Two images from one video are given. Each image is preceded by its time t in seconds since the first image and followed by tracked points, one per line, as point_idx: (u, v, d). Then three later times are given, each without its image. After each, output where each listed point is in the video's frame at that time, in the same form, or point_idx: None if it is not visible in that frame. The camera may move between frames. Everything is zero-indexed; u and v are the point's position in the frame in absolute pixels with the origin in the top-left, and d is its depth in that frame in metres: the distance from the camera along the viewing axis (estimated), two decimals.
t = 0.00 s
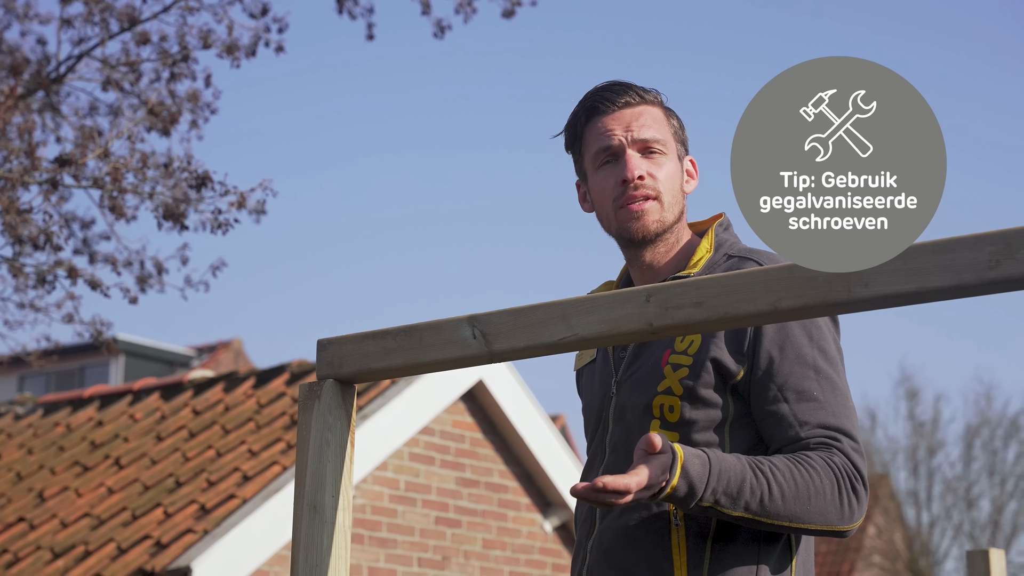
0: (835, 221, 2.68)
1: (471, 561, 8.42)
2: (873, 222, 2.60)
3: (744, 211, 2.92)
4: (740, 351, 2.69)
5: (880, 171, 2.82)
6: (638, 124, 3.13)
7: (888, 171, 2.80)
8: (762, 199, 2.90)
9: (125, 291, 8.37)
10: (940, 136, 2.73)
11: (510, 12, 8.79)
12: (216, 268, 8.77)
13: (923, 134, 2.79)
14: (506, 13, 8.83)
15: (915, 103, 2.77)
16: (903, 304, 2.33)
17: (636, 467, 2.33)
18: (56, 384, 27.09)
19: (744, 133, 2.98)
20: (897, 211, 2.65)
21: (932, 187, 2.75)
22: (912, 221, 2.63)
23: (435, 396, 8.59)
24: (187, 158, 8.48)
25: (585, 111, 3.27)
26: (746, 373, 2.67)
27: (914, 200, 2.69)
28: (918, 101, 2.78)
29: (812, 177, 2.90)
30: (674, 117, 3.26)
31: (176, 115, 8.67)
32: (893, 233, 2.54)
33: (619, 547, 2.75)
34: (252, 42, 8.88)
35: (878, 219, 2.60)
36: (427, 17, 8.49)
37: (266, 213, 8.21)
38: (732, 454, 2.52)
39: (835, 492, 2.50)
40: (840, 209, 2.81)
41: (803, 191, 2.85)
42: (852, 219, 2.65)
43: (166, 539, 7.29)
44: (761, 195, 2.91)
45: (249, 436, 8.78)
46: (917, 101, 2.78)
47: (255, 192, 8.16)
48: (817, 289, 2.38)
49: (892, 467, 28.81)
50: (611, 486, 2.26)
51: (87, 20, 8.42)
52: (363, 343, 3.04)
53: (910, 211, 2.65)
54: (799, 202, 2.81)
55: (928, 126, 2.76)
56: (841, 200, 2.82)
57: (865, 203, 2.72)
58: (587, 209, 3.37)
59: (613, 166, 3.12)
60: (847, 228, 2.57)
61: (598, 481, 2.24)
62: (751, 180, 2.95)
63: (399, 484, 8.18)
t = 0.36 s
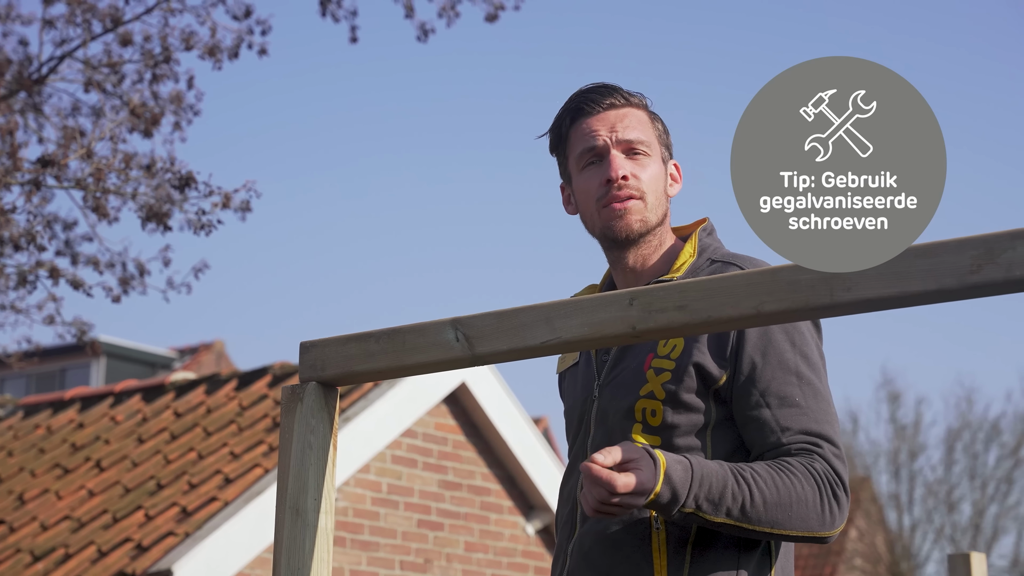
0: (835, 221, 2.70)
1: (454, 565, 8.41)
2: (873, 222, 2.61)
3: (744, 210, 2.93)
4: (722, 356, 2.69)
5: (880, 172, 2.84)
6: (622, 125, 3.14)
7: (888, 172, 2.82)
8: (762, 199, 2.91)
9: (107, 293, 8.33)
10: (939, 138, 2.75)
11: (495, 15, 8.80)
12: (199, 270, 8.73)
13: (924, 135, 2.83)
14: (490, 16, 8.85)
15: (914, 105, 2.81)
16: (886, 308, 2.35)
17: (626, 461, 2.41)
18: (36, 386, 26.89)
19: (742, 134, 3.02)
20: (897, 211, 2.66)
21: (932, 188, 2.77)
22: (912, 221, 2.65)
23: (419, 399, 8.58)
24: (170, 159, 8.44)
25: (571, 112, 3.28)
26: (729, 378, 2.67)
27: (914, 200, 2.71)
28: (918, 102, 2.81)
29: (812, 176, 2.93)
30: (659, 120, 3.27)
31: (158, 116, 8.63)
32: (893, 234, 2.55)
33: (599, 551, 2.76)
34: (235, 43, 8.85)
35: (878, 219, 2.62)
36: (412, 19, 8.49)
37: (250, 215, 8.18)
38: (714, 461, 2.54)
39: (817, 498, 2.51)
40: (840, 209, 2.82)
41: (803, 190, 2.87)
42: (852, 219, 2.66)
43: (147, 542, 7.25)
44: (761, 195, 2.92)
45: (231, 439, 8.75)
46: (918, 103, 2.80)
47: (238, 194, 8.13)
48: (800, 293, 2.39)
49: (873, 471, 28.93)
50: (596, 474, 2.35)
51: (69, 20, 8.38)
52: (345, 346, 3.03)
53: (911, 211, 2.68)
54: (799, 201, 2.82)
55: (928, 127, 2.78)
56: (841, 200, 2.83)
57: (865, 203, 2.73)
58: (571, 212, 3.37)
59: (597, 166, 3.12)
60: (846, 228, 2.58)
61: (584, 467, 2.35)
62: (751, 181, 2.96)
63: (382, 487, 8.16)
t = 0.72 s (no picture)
0: (834, 221, 2.70)
1: (450, 566, 8.41)
2: (873, 222, 2.62)
3: (744, 210, 2.93)
4: (718, 355, 2.70)
5: (880, 172, 2.84)
6: (627, 128, 3.14)
7: (888, 171, 2.82)
8: (763, 199, 2.92)
9: (105, 294, 8.32)
10: (939, 139, 2.75)
11: (493, 16, 8.81)
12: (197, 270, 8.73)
13: (924, 135, 2.83)
14: (488, 17, 8.86)
15: (913, 103, 2.82)
16: (886, 313, 2.35)
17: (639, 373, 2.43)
18: (32, 387, 26.86)
19: (743, 133, 3.02)
20: (897, 211, 2.67)
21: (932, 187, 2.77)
22: (912, 221, 2.66)
23: (416, 400, 8.58)
24: (169, 159, 8.44)
25: (575, 114, 3.27)
26: (723, 377, 2.68)
27: (914, 200, 2.71)
28: (917, 101, 2.82)
29: (812, 176, 2.93)
30: (663, 122, 3.27)
31: (157, 117, 8.63)
32: (893, 235, 2.55)
33: (599, 553, 2.76)
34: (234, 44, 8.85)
35: (878, 219, 2.63)
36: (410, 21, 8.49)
37: (248, 216, 8.18)
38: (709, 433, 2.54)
39: (799, 494, 2.50)
40: (840, 209, 2.83)
41: (803, 190, 2.87)
42: (852, 219, 2.67)
43: (144, 543, 7.25)
44: (761, 195, 2.92)
45: (229, 439, 8.74)
46: (918, 102, 2.81)
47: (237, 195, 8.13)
48: (800, 296, 2.39)
49: (870, 473, 28.94)
50: (607, 354, 2.38)
51: (69, 21, 8.38)
52: (346, 348, 3.03)
53: (910, 210, 2.68)
54: (799, 202, 2.82)
55: (928, 127, 2.78)
56: (841, 200, 2.84)
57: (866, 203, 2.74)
58: (574, 213, 3.37)
59: (602, 169, 3.13)
60: (846, 228, 2.58)
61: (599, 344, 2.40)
62: (752, 180, 2.97)
63: (379, 488, 8.16)
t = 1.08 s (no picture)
0: (834, 221, 2.70)
1: (452, 566, 8.41)
2: (873, 222, 2.62)
3: (744, 210, 2.93)
4: (723, 358, 2.69)
5: (880, 172, 2.84)
6: (632, 131, 3.14)
7: (888, 171, 2.82)
8: (762, 199, 2.91)
9: (110, 292, 8.34)
10: (939, 139, 2.75)
11: (497, 18, 8.82)
12: (200, 270, 8.74)
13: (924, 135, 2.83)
14: (493, 18, 8.86)
15: (913, 103, 2.82)
16: (892, 315, 2.35)
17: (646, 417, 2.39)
18: (35, 385, 26.89)
19: (743, 133, 3.02)
20: (897, 212, 2.67)
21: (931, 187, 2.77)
22: (911, 222, 2.66)
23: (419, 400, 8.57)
24: (173, 159, 8.45)
25: (580, 116, 3.27)
26: (728, 380, 2.67)
27: (914, 200, 2.71)
28: (917, 101, 2.82)
29: (811, 176, 2.92)
30: (667, 124, 3.27)
31: (162, 116, 8.64)
32: (893, 236, 2.55)
33: (604, 555, 2.76)
34: (238, 44, 8.87)
35: (878, 219, 2.63)
36: (414, 22, 8.50)
37: (252, 216, 8.19)
38: (715, 447, 2.53)
39: (804, 502, 2.50)
40: (839, 209, 2.82)
41: (803, 191, 2.87)
42: (852, 219, 2.67)
43: (147, 542, 7.25)
44: (761, 195, 2.92)
45: (231, 439, 8.75)
46: (918, 102, 2.81)
47: (241, 195, 8.15)
48: (808, 298, 2.39)
49: (871, 474, 28.92)
50: (614, 412, 2.33)
51: (74, 20, 8.39)
52: (352, 348, 3.03)
53: (910, 211, 2.67)
54: (798, 202, 2.82)
55: (928, 127, 2.78)
56: (841, 200, 2.83)
57: (865, 203, 2.73)
58: (579, 215, 3.37)
59: (607, 172, 3.13)
60: (846, 228, 2.58)
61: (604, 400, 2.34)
62: (752, 180, 2.96)
63: (382, 488, 8.17)
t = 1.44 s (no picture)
0: (834, 221, 2.69)
1: (454, 566, 8.40)
2: (873, 222, 2.62)
3: (744, 210, 2.92)
4: (728, 358, 2.69)
5: (880, 172, 2.83)
6: (638, 131, 3.13)
7: (888, 171, 2.82)
8: (763, 199, 2.91)
9: (111, 292, 8.35)
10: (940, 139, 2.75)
11: (498, 18, 8.82)
12: (202, 269, 8.74)
13: (924, 135, 2.83)
14: (494, 18, 8.86)
15: (912, 103, 2.81)
16: (896, 315, 2.34)
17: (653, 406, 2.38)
18: (36, 385, 26.91)
19: (743, 133, 3.01)
20: (897, 212, 2.66)
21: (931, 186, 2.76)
22: (911, 222, 2.65)
23: (420, 400, 8.57)
24: (174, 159, 8.45)
25: (585, 117, 3.27)
26: (733, 380, 2.67)
27: (914, 200, 2.70)
28: (917, 101, 2.82)
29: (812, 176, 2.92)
30: (673, 124, 3.26)
31: (163, 116, 8.64)
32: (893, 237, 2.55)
33: (609, 555, 2.76)
34: (239, 44, 8.88)
35: (878, 219, 2.62)
36: (415, 21, 8.51)
37: (253, 215, 8.20)
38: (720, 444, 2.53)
39: (810, 501, 2.50)
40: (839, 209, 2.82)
41: (803, 191, 2.87)
42: (852, 219, 2.66)
43: (148, 542, 7.25)
44: (761, 195, 2.91)
45: (233, 439, 8.75)
46: (919, 102, 2.80)
47: (242, 195, 8.16)
48: (812, 298, 2.39)
49: (872, 475, 28.92)
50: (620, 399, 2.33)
51: (75, 20, 8.40)
52: (354, 348, 3.03)
53: (910, 210, 2.67)
54: (798, 202, 2.82)
55: (929, 128, 2.78)
56: (841, 200, 2.83)
57: (865, 203, 2.73)
58: (584, 214, 3.37)
59: (612, 172, 3.12)
60: (846, 228, 2.58)
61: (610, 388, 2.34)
62: (751, 181, 2.96)
63: (383, 488, 8.16)
